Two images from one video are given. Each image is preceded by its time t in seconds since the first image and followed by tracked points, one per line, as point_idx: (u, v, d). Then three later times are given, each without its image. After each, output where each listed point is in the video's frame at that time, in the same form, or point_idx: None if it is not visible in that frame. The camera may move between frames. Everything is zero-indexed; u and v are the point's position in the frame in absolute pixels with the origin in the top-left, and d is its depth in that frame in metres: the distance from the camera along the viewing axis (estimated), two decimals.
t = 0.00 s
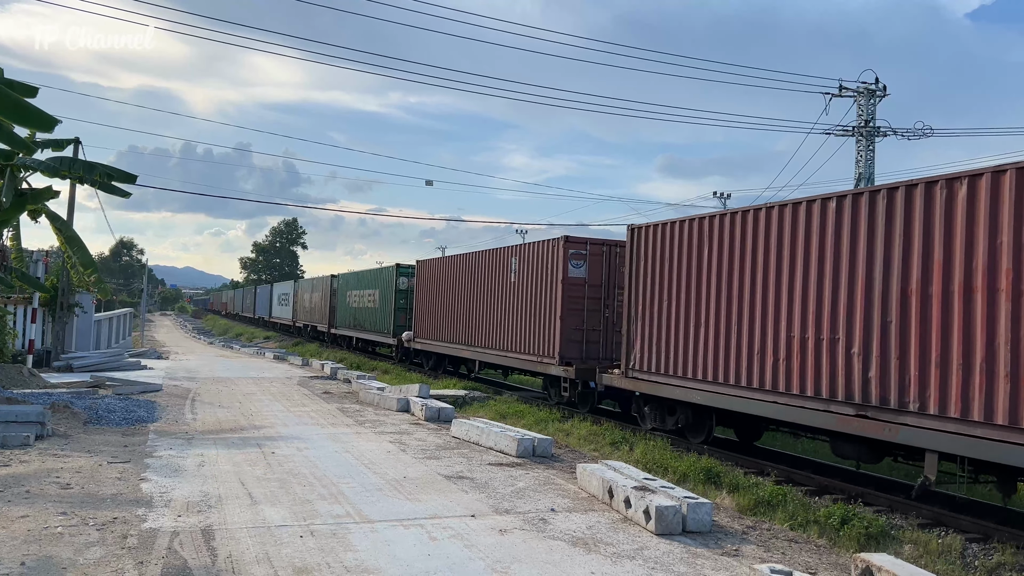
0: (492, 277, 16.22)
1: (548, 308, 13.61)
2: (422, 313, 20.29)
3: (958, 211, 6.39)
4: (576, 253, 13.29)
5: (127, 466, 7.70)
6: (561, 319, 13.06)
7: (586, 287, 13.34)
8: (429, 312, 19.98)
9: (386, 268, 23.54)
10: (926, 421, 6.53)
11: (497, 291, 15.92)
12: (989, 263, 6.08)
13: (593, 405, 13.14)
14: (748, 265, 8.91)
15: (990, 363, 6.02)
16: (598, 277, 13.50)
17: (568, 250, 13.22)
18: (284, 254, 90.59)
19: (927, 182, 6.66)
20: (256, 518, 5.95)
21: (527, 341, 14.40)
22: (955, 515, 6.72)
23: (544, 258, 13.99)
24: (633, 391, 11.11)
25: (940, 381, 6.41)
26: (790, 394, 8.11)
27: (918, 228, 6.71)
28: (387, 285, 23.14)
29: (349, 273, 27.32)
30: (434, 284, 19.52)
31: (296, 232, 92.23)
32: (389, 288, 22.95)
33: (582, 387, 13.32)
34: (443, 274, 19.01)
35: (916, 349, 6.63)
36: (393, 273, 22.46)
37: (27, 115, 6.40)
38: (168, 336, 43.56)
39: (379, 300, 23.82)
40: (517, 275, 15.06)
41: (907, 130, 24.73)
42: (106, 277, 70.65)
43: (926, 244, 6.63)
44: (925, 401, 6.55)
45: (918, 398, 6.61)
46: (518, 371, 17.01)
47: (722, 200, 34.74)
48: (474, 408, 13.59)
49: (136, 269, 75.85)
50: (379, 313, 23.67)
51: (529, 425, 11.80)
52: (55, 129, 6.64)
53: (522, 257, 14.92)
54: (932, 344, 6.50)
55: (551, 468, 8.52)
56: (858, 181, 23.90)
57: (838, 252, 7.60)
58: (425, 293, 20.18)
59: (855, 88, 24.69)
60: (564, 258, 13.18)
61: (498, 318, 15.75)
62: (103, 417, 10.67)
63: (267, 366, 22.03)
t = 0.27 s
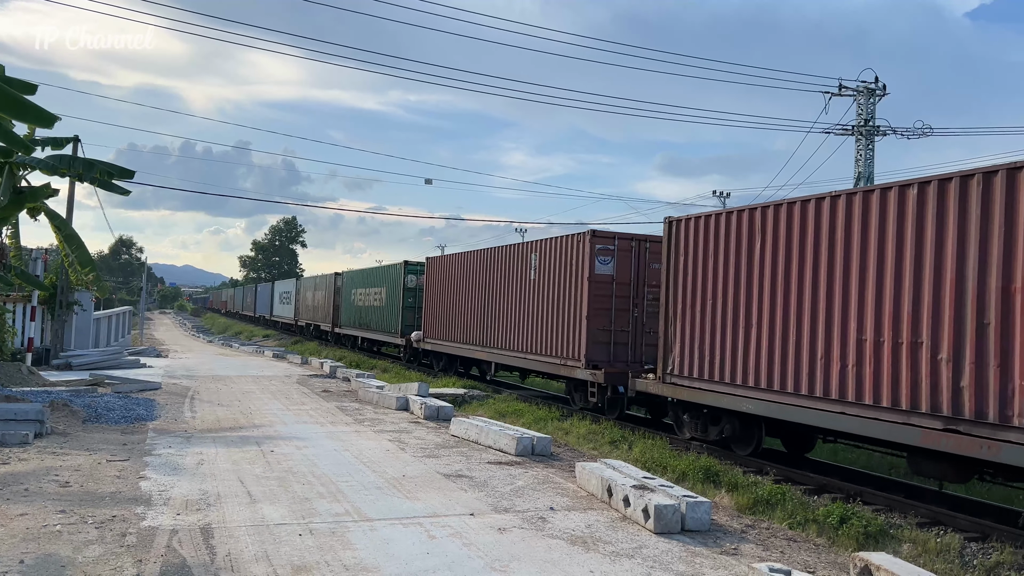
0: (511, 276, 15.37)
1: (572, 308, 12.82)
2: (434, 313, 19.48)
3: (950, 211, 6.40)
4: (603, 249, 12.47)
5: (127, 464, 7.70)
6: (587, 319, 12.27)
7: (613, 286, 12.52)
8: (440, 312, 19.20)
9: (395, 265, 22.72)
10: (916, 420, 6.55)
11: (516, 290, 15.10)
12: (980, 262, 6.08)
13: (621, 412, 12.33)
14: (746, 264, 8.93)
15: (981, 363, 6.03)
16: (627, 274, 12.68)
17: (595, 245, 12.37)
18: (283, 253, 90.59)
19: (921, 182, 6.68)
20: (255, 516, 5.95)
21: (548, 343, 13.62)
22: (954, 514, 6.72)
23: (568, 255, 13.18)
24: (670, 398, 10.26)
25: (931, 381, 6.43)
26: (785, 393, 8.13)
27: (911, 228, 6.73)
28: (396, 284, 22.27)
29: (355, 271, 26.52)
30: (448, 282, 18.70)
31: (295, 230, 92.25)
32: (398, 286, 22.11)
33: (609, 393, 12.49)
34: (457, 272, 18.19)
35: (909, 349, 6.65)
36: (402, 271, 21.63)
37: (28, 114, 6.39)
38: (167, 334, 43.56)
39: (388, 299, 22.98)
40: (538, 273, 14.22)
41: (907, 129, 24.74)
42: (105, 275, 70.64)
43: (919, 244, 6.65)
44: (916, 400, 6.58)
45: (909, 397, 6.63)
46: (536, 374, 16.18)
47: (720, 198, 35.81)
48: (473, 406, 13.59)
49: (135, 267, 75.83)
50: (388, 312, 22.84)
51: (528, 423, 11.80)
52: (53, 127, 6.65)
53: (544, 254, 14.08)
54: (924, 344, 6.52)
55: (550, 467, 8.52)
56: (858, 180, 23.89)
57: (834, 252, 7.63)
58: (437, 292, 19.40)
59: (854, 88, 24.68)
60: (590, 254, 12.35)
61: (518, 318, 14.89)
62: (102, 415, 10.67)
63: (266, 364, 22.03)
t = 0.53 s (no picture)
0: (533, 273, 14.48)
1: (600, 307, 11.97)
2: (447, 312, 18.65)
3: (964, 209, 6.34)
4: (635, 243, 11.65)
5: (126, 463, 7.70)
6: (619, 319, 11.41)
7: (645, 283, 11.72)
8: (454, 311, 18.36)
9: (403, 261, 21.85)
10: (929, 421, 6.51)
11: (538, 288, 14.21)
12: (995, 262, 6.03)
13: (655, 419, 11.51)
14: (757, 262, 8.85)
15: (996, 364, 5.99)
16: (659, 271, 11.85)
17: (625, 240, 11.56)
18: (282, 252, 90.58)
19: (935, 180, 6.61)
20: (255, 515, 5.95)
21: (573, 345, 12.77)
22: (953, 513, 6.73)
23: (595, 250, 12.32)
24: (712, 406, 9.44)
25: (944, 380, 6.39)
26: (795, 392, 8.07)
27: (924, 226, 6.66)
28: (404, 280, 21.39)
29: (360, 267, 25.66)
30: (462, 280, 17.84)
31: (294, 229, 92.24)
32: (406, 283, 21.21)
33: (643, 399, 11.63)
34: (472, 270, 17.33)
35: (923, 348, 6.60)
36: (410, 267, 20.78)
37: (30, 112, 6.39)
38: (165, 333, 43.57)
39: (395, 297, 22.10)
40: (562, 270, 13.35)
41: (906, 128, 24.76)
42: (104, 274, 70.63)
43: (932, 243, 6.59)
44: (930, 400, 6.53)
45: (923, 397, 6.58)
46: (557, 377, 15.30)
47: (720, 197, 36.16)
48: (472, 405, 13.58)
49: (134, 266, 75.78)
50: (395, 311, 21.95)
51: (527, 422, 11.81)
52: (53, 125, 6.68)
53: (568, 250, 13.24)
54: (938, 344, 6.47)
55: (549, 465, 8.52)
56: (858, 179, 23.89)
57: (845, 250, 7.55)
58: (451, 291, 18.58)
59: (854, 87, 24.67)
60: (621, 249, 11.53)
61: (541, 318, 14.02)
62: (102, 414, 10.67)
63: (265, 363, 22.03)
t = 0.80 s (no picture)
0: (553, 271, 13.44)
1: (631, 307, 10.93)
2: (461, 312, 17.62)
3: (979, 206, 6.15)
4: (670, 238, 10.53)
5: (125, 463, 7.69)
6: (653, 321, 10.33)
7: (683, 281, 10.58)
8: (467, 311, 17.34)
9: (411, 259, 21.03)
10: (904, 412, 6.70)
11: (559, 287, 13.19)
12: (1011, 260, 5.83)
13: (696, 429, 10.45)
14: (774, 260, 8.60)
15: (987, 362, 5.98)
16: (698, 268, 10.69)
17: (660, 233, 10.45)
18: (281, 251, 90.56)
19: (949, 175, 6.44)
20: (254, 514, 5.95)
21: (601, 348, 11.75)
22: (952, 511, 6.74)
23: (624, 246, 11.26)
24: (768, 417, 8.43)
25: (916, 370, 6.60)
26: (806, 392, 7.89)
27: (938, 222, 6.47)
28: (413, 279, 20.54)
29: (366, 266, 24.86)
30: (478, 279, 16.78)
31: (293, 229, 92.21)
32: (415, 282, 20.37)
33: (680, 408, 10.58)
34: (488, 268, 16.27)
35: (937, 348, 6.40)
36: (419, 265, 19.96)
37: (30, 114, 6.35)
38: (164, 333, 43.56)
39: (403, 297, 21.28)
40: (587, 268, 12.27)
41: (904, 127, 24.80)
42: (103, 274, 70.60)
43: (947, 239, 6.40)
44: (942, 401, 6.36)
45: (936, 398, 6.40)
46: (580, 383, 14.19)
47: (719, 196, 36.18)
48: (471, 404, 13.58)
49: (133, 266, 75.73)
50: (403, 311, 21.11)
51: (527, 421, 11.81)
52: (51, 126, 6.66)
53: (593, 245, 12.16)
54: (931, 339, 6.47)
55: (549, 464, 8.53)
56: (856, 178, 23.91)
57: (859, 250, 7.34)
58: (464, 290, 17.53)
59: (852, 85, 24.68)
60: (655, 244, 10.42)
61: (563, 320, 12.97)
62: (101, 414, 10.67)
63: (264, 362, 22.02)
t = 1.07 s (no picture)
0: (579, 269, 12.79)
1: (667, 307, 10.27)
2: (476, 313, 16.90)
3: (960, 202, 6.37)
4: (712, 231, 9.89)
5: (122, 463, 7.68)
6: (694, 321, 9.67)
7: (725, 278, 9.95)
8: (483, 312, 16.65)
9: (421, 257, 20.35)
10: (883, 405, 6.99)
11: (585, 286, 12.53)
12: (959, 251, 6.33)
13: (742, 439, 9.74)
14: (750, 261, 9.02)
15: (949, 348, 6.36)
16: (740, 265, 10.08)
17: (701, 225, 9.80)
18: (279, 251, 90.50)
19: (959, 172, 6.43)
20: (252, 514, 5.95)
21: (633, 351, 11.07)
22: (949, 509, 6.75)
23: (658, 241, 10.64)
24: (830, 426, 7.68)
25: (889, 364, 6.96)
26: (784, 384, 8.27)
27: (949, 219, 6.46)
28: (422, 278, 19.84)
29: (373, 265, 24.19)
30: (495, 279, 16.09)
31: (291, 228, 92.17)
32: (423, 281, 19.67)
33: (723, 415, 9.88)
34: (506, 268, 15.60)
35: (947, 347, 6.36)
36: (428, 263, 19.29)
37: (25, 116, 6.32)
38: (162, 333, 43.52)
39: (411, 296, 20.59)
40: (618, 265, 11.61)
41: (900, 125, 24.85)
42: (100, 274, 70.51)
43: (958, 236, 6.38)
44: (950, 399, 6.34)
45: (944, 398, 6.38)
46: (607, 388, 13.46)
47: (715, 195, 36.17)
48: (469, 404, 13.57)
49: (131, 266, 75.62)
50: (412, 311, 20.42)
51: (525, 420, 11.81)
52: (47, 128, 6.63)
53: (624, 241, 11.51)
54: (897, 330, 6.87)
55: (547, 464, 8.53)
56: (853, 176, 23.93)
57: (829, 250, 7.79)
58: (480, 290, 16.82)
59: (849, 84, 24.70)
60: (696, 237, 9.78)
61: (590, 321, 12.30)
62: (98, 414, 10.66)
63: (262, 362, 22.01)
